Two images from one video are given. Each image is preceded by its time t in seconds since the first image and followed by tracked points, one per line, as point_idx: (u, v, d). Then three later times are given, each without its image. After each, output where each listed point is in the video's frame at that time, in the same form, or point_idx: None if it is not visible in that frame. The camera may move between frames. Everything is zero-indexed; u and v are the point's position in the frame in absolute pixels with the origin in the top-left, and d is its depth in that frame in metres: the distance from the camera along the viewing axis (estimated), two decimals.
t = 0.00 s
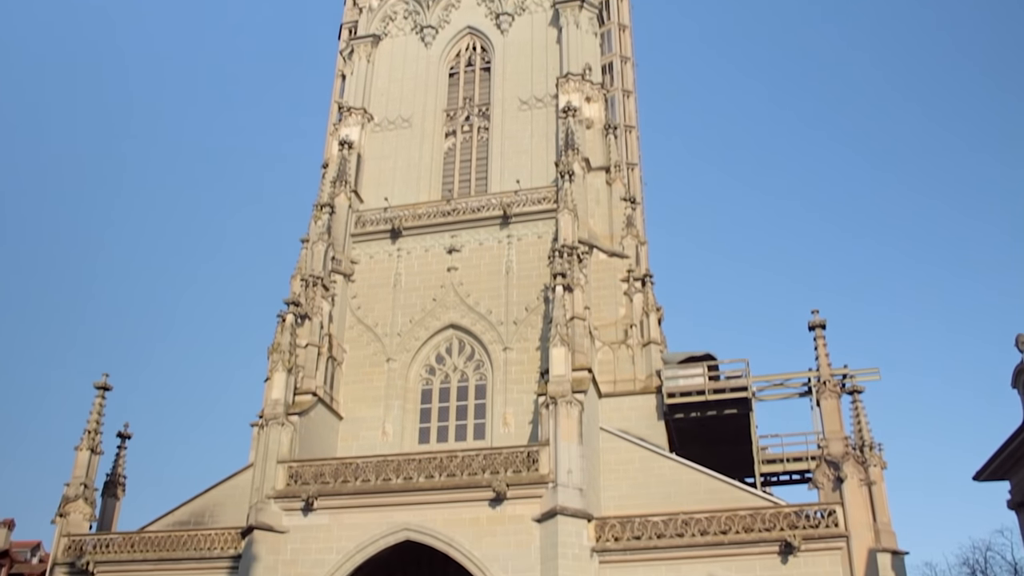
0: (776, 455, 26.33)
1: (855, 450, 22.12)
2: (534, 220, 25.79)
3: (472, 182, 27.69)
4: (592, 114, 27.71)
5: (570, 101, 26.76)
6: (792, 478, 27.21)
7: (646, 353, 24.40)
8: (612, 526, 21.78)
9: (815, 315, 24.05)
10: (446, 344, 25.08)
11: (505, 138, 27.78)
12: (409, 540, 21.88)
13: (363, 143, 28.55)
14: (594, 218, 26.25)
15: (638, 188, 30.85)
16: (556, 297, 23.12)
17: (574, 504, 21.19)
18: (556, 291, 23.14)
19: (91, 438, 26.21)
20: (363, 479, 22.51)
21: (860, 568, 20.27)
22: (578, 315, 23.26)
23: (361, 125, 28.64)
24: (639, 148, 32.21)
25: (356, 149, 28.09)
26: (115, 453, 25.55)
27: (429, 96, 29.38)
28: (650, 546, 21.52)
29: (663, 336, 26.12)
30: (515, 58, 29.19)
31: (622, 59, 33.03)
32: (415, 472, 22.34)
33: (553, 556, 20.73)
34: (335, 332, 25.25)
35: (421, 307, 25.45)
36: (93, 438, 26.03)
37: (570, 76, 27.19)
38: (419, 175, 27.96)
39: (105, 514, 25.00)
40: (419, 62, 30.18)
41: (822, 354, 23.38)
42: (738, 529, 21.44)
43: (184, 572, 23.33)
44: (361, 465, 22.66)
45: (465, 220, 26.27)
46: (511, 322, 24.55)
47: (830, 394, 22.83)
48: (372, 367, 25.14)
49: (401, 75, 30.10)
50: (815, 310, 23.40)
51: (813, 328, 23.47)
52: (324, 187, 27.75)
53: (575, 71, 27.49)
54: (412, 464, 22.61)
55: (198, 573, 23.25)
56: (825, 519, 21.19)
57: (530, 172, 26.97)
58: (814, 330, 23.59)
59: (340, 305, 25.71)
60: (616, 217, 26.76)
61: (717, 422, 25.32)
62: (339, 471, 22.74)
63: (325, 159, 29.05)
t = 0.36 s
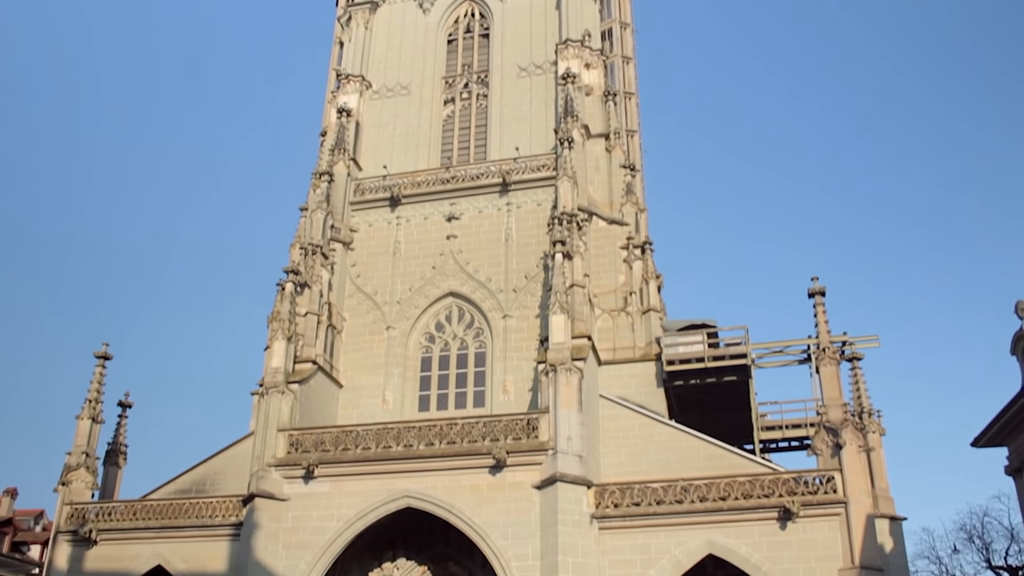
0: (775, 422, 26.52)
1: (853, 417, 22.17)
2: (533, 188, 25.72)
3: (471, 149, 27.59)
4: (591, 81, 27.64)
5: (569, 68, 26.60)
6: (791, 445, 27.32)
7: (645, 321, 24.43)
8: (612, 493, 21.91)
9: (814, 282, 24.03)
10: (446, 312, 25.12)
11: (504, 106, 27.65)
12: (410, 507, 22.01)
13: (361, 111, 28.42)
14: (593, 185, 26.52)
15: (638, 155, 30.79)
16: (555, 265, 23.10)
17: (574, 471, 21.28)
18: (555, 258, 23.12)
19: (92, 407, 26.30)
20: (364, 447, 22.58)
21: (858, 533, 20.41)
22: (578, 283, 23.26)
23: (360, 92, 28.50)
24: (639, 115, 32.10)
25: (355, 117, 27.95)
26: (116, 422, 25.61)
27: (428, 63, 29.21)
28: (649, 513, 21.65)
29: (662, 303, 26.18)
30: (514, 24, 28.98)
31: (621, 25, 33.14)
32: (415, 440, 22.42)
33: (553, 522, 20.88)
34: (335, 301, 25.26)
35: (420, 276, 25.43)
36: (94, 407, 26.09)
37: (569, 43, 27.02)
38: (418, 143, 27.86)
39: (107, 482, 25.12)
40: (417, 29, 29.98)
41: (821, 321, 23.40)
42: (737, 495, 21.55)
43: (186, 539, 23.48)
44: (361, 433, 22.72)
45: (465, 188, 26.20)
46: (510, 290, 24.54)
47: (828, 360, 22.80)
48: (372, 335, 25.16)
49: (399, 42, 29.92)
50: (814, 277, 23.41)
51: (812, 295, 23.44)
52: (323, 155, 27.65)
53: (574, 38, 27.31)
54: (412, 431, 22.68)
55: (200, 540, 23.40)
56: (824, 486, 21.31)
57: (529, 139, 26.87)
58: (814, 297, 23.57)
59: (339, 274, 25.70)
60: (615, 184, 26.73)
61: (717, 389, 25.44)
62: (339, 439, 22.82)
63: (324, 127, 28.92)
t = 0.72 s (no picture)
0: (774, 395, 26.74)
1: (853, 389, 22.19)
2: (532, 160, 25.66)
3: (470, 122, 27.48)
4: (591, 54, 27.58)
5: (568, 40, 26.43)
6: (790, 418, 27.39)
7: (645, 294, 24.41)
8: (611, 465, 21.98)
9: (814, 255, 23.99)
10: (445, 285, 25.12)
11: (503, 78, 27.52)
12: (410, 480, 22.11)
13: (359, 84, 28.28)
14: (593, 158, 26.36)
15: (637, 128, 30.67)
16: (555, 239, 23.04)
17: (573, 444, 21.34)
18: (554, 232, 23.06)
19: (92, 381, 26.33)
20: (364, 420, 22.62)
21: (857, 505, 20.48)
22: (577, 257, 23.23)
23: (358, 65, 28.36)
24: (638, 88, 31.95)
25: (353, 90, 27.81)
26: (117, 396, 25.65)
27: (427, 35, 29.06)
28: (649, 485, 21.72)
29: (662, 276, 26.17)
30: None
31: None
32: (415, 413, 22.45)
33: (552, 495, 20.99)
34: (334, 274, 25.25)
35: (419, 249, 25.39)
36: (95, 381, 26.13)
37: (569, 14, 26.84)
38: (416, 115, 27.76)
39: (109, 456, 25.19)
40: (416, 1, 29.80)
41: (820, 293, 23.41)
42: (736, 467, 21.61)
43: (188, 513, 23.58)
44: (361, 406, 22.75)
45: (464, 161, 26.13)
46: (510, 263, 24.52)
47: (828, 333, 22.79)
48: (371, 309, 25.16)
49: (397, 14, 29.75)
50: (814, 250, 23.40)
51: (811, 268, 23.42)
52: (321, 128, 27.53)
53: (574, 9, 27.14)
54: (412, 404, 22.70)
55: (202, 513, 23.51)
56: (823, 458, 21.37)
57: (528, 112, 26.76)
58: (813, 270, 23.54)
59: (339, 247, 25.67)
60: (615, 156, 26.66)
61: (717, 361, 25.49)
62: (339, 413, 22.85)
63: (322, 100, 28.78)
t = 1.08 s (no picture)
0: (774, 370, 26.83)
1: (852, 365, 22.19)
2: (532, 136, 25.60)
3: (469, 98, 27.40)
4: (591, 29, 27.98)
5: (567, 15, 26.31)
6: (789, 393, 27.44)
7: (644, 270, 24.43)
8: (610, 441, 22.02)
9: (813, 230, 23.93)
10: (444, 262, 25.13)
11: (502, 54, 27.42)
12: (410, 456, 22.18)
13: (358, 60, 28.18)
14: (592, 133, 26.49)
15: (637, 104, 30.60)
16: (554, 215, 22.99)
17: (573, 420, 21.38)
18: (554, 208, 23.01)
19: (92, 359, 26.34)
20: (364, 397, 22.65)
21: (856, 480, 20.54)
22: (576, 233, 23.22)
23: (356, 41, 28.25)
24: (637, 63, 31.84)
25: (351, 66, 27.71)
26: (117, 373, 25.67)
27: (425, 11, 28.93)
28: (648, 461, 21.77)
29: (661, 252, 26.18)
30: None
31: None
32: (415, 390, 22.48)
33: (552, 470, 21.07)
34: (333, 252, 25.24)
35: (418, 226, 25.38)
36: (95, 359, 26.14)
37: None
38: (415, 92, 27.69)
39: (110, 434, 25.24)
40: None
41: (819, 269, 23.39)
42: (735, 443, 21.66)
43: (189, 490, 23.65)
44: (361, 383, 22.77)
45: (463, 137, 26.07)
46: (509, 240, 24.52)
47: (828, 309, 22.75)
48: (371, 286, 25.16)
49: None
50: (813, 226, 23.35)
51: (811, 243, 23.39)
52: (319, 104, 27.45)
53: None
54: (412, 381, 22.72)
55: (203, 490, 23.57)
56: (822, 434, 21.39)
57: (527, 88, 26.70)
58: (812, 245, 23.50)
59: (338, 224, 25.64)
60: (614, 132, 26.64)
61: (717, 337, 25.53)
62: (339, 389, 22.88)
63: (320, 76, 28.67)
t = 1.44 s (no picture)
0: (774, 344, 26.88)
1: (852, 338, 22.18)
2: (531, 110, 25.54)
3: (468, 71, 27.31)
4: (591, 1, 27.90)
5: None
6: (789, 366, 27.51)
7: (644, 243, 24.41)
8: (610, 415, 22.04)
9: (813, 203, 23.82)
10: (444, 237, 25.17)
11: (501, 27, 27.29)
12: (410, 430, 22.23)
13: (356, 33, 28.06)
14: (589, 107, 26.24)
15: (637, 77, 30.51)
16: (554, 188, 22.92)
17: (573, 393, 21.40)
18: (553, 181, 22.94)
19: (92, 334, 26.35)
20: (364, 371, 22.66)
21: (855, 455, 20.62)
22: (576, 206, 23.20)
23: (354, 14, 28.11)
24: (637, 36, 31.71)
25: (349, 39, 27.59)
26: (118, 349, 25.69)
27: None
28: (647, 434, 21.81)
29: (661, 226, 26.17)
30: None
31: None
32: (415, 363, 22.48)
33: (552, 443, 21.11)
34: (333, 226, 25.23)
35: (417, 200, 25.37)
36: (94, 334, 26.15)
37: None
38: (414, 65, 27.60)
39: (110, 409, 25.30)
40: None
41: (819, 243, 23.35)
42: (735, 416, 21.69)
43: (190, 464, 23.71)
44: (361, 356, 22.77)
45: (461, 110, 26.01)
46: (508, 214, 24.54)
47: (827, 283, 22.69)
48: (371, 260, 25.17)
49: None
50: (813, 199, 23.29)
51: (811, 216, 23.34)
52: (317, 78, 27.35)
53: None
54: (412, 354, 22.72)
55: (204, 465, 23.64)
56: (821, 407, 21.42)
57: (526, 61, 26.61)
58: (812, 219, 23.44)
59: (337, 199, 25.61)
60: (614, 105, 26.58)
61: (717, 311, 25.58)
62: (339, 363, 22.89)
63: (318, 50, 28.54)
